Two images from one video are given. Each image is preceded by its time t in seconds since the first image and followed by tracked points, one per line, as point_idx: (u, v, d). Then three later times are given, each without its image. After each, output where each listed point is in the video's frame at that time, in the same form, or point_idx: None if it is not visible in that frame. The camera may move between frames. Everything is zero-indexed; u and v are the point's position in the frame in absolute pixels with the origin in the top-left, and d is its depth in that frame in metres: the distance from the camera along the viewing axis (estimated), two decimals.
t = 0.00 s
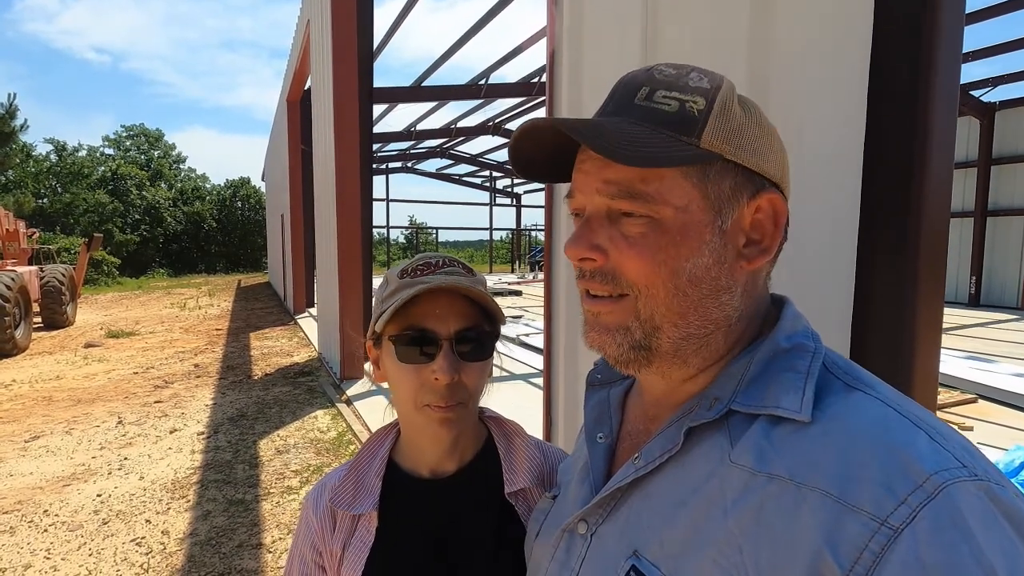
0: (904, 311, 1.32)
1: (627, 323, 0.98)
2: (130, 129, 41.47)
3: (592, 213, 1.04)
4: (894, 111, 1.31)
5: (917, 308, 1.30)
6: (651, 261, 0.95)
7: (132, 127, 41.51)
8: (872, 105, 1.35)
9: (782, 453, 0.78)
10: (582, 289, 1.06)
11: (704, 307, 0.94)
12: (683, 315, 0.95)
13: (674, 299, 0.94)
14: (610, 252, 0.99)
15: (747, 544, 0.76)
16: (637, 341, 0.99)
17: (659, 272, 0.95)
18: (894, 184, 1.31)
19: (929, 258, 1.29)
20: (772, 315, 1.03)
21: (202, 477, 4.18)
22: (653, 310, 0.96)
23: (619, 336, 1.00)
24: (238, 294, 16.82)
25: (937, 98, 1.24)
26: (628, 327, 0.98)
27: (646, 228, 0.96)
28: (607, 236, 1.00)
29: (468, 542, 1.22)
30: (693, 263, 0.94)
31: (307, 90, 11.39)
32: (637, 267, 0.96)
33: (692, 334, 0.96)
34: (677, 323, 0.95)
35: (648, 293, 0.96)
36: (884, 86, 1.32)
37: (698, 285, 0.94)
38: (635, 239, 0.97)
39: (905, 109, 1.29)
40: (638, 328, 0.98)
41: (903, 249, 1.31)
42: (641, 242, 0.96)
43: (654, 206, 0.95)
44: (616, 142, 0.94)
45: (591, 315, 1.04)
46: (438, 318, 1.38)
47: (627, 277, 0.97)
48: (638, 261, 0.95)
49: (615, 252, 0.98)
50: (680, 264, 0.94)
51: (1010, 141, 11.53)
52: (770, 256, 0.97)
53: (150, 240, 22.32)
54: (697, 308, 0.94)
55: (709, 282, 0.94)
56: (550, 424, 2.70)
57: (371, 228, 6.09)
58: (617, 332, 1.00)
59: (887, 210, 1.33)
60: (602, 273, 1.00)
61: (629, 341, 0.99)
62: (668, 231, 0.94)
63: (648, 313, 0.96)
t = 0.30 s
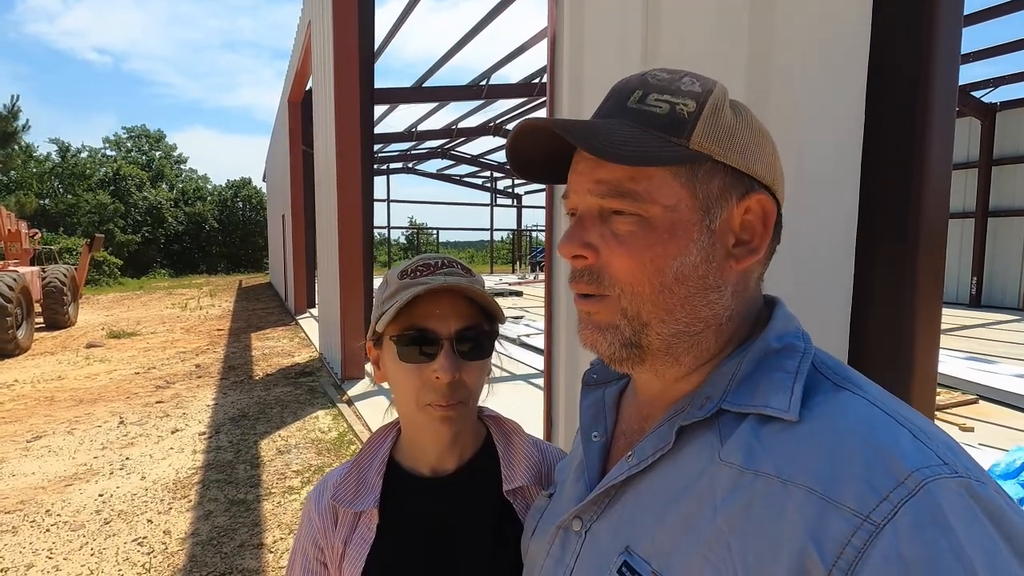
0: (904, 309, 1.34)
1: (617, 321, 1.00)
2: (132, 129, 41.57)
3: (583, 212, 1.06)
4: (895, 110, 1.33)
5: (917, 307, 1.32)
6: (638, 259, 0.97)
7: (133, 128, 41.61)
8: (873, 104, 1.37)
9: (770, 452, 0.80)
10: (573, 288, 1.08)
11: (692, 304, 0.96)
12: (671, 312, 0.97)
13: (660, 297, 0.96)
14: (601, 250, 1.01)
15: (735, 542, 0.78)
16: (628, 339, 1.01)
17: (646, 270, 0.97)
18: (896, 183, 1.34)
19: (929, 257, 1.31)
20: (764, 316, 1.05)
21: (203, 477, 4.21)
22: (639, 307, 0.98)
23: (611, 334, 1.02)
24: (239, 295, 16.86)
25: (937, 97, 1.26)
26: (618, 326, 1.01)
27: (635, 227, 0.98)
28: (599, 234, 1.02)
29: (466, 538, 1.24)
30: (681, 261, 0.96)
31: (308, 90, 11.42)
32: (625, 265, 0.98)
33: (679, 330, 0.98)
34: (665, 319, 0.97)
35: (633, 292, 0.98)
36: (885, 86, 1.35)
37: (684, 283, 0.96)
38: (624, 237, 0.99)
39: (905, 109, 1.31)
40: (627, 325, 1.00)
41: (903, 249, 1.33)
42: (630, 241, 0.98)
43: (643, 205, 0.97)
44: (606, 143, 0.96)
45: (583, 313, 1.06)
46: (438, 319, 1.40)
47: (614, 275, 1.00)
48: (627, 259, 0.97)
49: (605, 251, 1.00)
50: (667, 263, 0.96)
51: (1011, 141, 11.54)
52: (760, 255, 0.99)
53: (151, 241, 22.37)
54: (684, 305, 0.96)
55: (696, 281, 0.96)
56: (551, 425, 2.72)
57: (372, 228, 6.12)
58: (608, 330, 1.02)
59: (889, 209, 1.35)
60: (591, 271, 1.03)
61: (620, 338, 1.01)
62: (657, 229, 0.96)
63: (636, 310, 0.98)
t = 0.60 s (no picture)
0: (904, 310, 1.35)
1: (617, 320, 1.01)
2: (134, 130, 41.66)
3: (583, 211, 1.06)
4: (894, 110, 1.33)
5: (917, 307, 1.32)
6: (638, 257, 0.98)
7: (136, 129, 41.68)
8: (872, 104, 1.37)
9: (765, 451, 0.81)
10: (574, 286, 1.09)
11: (692, 303, 0.97)
12: (672, 311, 0.97)
13: (661, 294, 0.97)
14: (601, 248, 1.02)
15: (731, 541, 0.78)
16: (628, 337, 1.01)
17: (645, 268, 0.97)
18: (896, 184, 1.34)
19: (929, 257, 1.31)
20: (761, 316, 1.05)
21: (205, 478, 4.22)
22: (642, 305, 0.98)
23: (610, 332, 1.03)
24: (241, 295, 16.89)
25: (937, 98, 1.26)
26: (619, 325, 1.01)
27: (636, 224, 0.99)
28: (599, 232, 1.03)
29: (465, 539, 1.25)
30: (681, 259, 0.97)
31: (309, 91, 11.44)
32: (626, 263, 0.99)
33: (678, 329, 0.98)
34: (666, 318, 0.98)
35: (635, 291, 0.98)
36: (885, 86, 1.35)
37: (685, 281, 0.97)
38: (625, 234, 1.00)
39: (906, 110, 1.32)
40: (629, 324, 1.00)
41: (903, 250, 1.34)
42: (630, 239, 0.99)
43: (643, 203, 0.98)
44: (607, 142, 0.97)
45: (582, 312, 1.07)
46: (435, 323, 1.41)
47: (616, 272, 1.00)
48: (627, 257, 0.98)
49: (606, 248, 1.01)
50: (667, 261, 0.97)
51: (1013, 141, 11.52)
52: (758, 255, 1.00)
53: (153, 241, 22.43)
54: (685, 303, 0.97)
55: (696, 279, 0.97)
56: (552, 426, 2.72)
57: (373, 229, 6.13)
58: (608, 329, 1.02)
59: (889, 209, 1.35)
60: (592, 268, 1.04)
61: (619, 337, 1.02)
62: (657, 227, 0.97)
63: (637, 309, 0.99)
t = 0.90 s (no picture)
0: (908, 309, 1.35)
1: (620, 313, 1.01)
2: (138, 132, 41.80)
3: (587, 204, 1.06)
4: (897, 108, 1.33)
5: (921, 306, 1.32)
6: (641, 250, 0.98)
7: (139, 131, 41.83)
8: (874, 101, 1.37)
9: (769, 447, 0.80)
10: (577, 280, 1.09)
11: (695, 297, 0.97)
12: (675, 305, 0.97)
13: (665, 288, 0.97)
14: (605, 242, 1.02)
15: (734, 536, 0.78)
16: (631, 331, 1.01)
17: (649, 261, 0.97)
18: (898, 182, 1.34)
19: (933, 255, 1.31)
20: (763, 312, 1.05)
21: (207, 478, 4.22)
22: (645, 300, 0.98)
23: (612, 326, 1.03)
24: (243, 296, 16.93)
25: (941, 95, 1.26)
26: (622, 318, 1.01)
27: (640, 218, 0.99)
28: (603, 225, 1.03)
29: (465, 535, 1.25)
30: (684, 253, 0.97)
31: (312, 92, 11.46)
32: (630, 256, 0.99)
33: (681, 323, 0.98)
34: (670, 312, 0.98)
35: (639, 284, 0.98)
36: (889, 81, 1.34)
37: (689, 275, 0.96)
38: (629, 228, 1.00)
39: (909, 107, 1.31)
40: (632, 318, 1.00)
41: (906, 248, 1.33)
42: (634, 232, 0.99)
43: (647, 196, 0.98)
44: (610, 135, 0.97)
45: (585, 306, 1.07)
46: (432, 313, 1.41)
47: (620, 266, 1.00)
48: (631, 250, 0.98)
49: (610, 242, 1.01)
50: (671, 254, 0.97)
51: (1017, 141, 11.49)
52: (761, 248, 0.99)
53: (157, 242, 22.50)
54: (688, 297, 0.97)
55: (701, 273, 0.96)
56: (554, 425, 2.72)
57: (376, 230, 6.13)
58: (611, 323, 1.02)
59: (893, 207, 1.35)
60: (596, 262, 1.03)
61: (622, 331, 1.02)
62: (661, 221, 0.97)
63: (641, 303, 0.99)
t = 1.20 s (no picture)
0: (910, 309, 1.34)
1: (619, 309, 1.01)
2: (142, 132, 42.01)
3: (586, 200, 1.07)
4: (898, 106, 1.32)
5: (922, 306, 1.31)
6: (639, 246, 0.98)
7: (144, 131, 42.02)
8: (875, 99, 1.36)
9: (769, 443, 0.80)
10: (576, 275, 1.09)
11: (695, 293, 0.97)
12: (674, 301, 0.97)
13: (663, 284, 0.97)
14: (604, 238, 1.02)
15: (732, 530, 0.78)
16: (630, 327, 1.01)
17: (647, 257, 0.98)
18: (900, 181, 1.32)
19: (935, 255, 1.30)
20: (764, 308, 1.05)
21: (211, 476, 4.24)
22: (644, 296, 0.99)
23: (610, 322, 1.03)
24: (248, 295, 16.99)
25: (944, 93, 1.25)
26: (620, 314, 1.01)
27: (639, 214, 0.99)
28: (601, 222, 1.03)
29: (463, 527, 1.25)
30: (683, 250, 0.97)
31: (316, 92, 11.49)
32: (628, 252, 0.99)
33: (680, 318, 0.98)
34: (668, 309, 0.98)
35: (638, 281, 0.99)
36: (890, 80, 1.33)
37: (688, 272, 0.97)
38: (628, 224, 1.00)
39: (912, 106, 1.30)
40: (631, 314, 1.00)
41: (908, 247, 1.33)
42: (632, 229, 0.99)
43: (646, 192, 0.98)
44: (608, 132, 0.97)
45: (584, 301, 1.08)
46: (429, 307, 1.41)
47: (619, 261, 1.01)
48: (629, 246, 0.99)
49: (608, 238, 1.02)
50: (670, 251, 0.97)
51: None
52: (761, 244, 0.99)
53: (161, 242, 22.58)
54: (687, 293, 0.97)
55: (700, 270, 0.97)
56: (556, 422, 2.72)
57: (379, 228, 6.15)
58: (609, 318, 1.03)
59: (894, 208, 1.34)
60: (596, 258, 1.04)
61: (620, 327, 1.02)
62: (661, 217, 0.97)
63: (639, 298, 0.99)
